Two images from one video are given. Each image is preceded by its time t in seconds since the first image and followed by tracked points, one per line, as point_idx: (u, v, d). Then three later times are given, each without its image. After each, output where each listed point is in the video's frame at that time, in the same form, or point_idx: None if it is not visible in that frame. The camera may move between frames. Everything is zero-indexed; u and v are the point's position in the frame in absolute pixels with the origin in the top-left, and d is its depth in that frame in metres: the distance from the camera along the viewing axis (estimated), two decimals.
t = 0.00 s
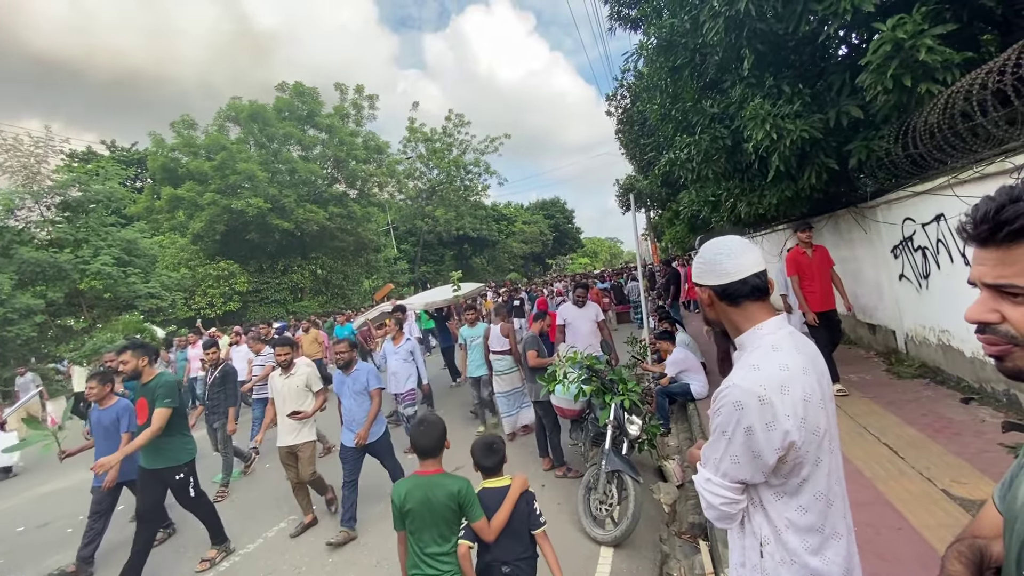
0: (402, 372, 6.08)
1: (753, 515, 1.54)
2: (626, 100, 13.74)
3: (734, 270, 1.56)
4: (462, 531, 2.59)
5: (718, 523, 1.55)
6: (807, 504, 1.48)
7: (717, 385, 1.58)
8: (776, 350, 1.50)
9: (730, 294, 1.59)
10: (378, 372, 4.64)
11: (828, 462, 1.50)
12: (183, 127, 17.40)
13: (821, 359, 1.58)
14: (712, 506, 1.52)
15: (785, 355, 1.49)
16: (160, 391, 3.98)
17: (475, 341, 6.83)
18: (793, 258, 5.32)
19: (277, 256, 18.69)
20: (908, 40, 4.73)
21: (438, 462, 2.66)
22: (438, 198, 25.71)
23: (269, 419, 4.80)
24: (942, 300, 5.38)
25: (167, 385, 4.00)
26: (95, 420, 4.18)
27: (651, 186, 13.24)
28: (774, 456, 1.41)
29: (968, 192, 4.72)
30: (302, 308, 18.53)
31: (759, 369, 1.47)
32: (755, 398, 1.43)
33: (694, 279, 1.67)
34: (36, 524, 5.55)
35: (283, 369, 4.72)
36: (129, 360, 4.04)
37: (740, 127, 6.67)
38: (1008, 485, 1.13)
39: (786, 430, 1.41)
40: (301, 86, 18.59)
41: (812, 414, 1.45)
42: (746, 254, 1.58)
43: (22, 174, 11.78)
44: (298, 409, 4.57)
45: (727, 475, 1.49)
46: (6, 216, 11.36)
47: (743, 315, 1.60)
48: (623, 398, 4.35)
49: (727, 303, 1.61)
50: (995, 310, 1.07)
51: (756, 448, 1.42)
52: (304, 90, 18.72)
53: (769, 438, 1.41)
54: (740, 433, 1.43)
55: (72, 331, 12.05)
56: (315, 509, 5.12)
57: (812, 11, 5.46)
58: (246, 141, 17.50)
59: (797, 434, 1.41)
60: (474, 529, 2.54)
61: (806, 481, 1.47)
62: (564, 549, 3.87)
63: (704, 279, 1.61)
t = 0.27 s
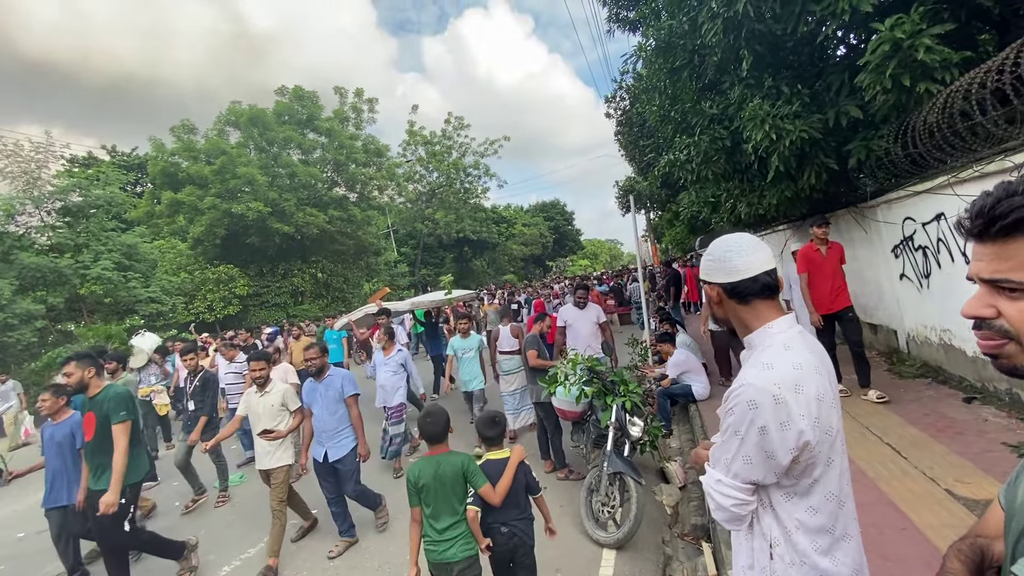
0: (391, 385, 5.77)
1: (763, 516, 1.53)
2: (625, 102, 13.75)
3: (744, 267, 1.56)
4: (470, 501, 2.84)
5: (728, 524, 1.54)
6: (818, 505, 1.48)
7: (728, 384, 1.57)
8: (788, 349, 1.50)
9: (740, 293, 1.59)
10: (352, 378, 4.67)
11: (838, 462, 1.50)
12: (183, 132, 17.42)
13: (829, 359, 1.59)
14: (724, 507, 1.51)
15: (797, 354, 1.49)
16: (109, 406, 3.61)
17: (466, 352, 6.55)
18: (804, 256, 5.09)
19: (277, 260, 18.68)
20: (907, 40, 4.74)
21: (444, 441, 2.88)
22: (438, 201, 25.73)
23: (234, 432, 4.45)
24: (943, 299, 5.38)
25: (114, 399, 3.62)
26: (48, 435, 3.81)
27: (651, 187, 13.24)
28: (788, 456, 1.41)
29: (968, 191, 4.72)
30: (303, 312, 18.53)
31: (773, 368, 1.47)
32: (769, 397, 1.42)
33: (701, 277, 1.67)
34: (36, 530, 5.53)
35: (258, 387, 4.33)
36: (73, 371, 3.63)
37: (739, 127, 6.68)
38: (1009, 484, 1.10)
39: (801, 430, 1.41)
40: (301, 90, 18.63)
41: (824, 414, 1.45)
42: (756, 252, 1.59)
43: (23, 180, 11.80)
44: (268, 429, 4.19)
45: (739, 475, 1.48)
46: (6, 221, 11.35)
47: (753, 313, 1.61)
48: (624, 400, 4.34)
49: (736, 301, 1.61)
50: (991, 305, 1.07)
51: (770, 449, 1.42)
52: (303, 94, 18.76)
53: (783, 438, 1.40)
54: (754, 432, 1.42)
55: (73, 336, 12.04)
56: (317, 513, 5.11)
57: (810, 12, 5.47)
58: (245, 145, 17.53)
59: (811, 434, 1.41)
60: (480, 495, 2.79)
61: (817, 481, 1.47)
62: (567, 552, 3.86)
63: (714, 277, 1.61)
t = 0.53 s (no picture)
0: (381, 391, 5.71)
1: (771, 520, 1.52)
2: (624, 104, 13.77)
3: (752, 268, 1.55)
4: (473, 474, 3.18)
5: (735, 527, 1.53)
6: (826, 508, 1.47)
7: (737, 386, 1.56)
8: (797, 351, 1.50)
9: (748, 294, 1.59)
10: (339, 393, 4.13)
11: (847, 465, 1.51)
12: (184, 136, 17.47)
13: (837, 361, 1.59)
14: (733, 510, 1.50)
15: (807, 356, 1.49)
16: (65, 420, 3.39)
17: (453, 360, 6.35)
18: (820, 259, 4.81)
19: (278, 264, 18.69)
20: (907, 40, 4.74)
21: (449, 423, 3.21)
22: (438, 204, 25.76)
23: (210, 452, 4.14)
24: (945, 299, 5.36)
25: (71, 412, 3.41)
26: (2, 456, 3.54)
27: (651, 188, 13.22)
28: (798, 459, 1.40)
29: (969, 190, 4.72)
30: (304, 315, 18.54)
31: (783, 370, 1.46)
32: (780, 400, 1.42)
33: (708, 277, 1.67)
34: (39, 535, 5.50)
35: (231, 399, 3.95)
36: (22, 386, 3.38)
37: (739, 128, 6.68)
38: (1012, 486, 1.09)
39: (812, 433, 1.41)
40: (302, 94, 18.69)
41: (834, 417, 1.45)
42: (765, 252, 1.58)
43: (25, 185, 11.85)
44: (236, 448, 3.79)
45: (748, 479, 1.47)
46: (9, 226, 11.39)
47: (761, 314, 1.61)
48: (626, 402, 4.33)
49: (744, 302, 1.61)
50: (987, 302, 1.06)
51: (780, 452, 1.41)
52: (304, 98, 18.81)
53: (794, 441, 1.40)
54: (764, 435, 1.42)
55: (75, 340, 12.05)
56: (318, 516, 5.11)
57: (809, 13, 5.48)
58: (246, 150, 17.57)
59: (822, 437, 1.41)
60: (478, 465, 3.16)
61: (826, 485, 1.47)
62: (569, 554, 3.85)
63: (722, 277, 1.61)
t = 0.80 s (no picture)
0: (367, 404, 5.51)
1: (774, 524, 1.53)
2: (625, 106, 13.78)
3: (758, 272, 1.56)
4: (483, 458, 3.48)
5: (738, 530, 1.54)
6: (831, 514, 1.47)
7: (743, 390, 1.57)
8: (804, 356, 1.50)
9: (753, 298, 1.59)
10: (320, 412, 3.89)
11: (852, 471, 1.51)
12: (187, 141, 17.52)
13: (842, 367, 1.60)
14: (736, 513, 1.50)
15: (813, 361, 1.49)
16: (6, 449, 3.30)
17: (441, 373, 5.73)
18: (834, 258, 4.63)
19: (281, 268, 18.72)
20: (907, 42, 4.74)
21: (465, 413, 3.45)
22: (440, 207, 25.79)
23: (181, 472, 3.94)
24: (949, 300, 5.35)
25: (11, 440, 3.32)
26: None
27: (652, 191, 13.21)
28: (803, 464, 1.40)
29: (971, 191, 4.71)
30: (306, 319, 18.55)
31: (788, 375, 1.47)
32: (785, 404, 1.42)
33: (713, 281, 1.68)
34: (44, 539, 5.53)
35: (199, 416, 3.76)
36: None
37: (740, 130, 6.69)
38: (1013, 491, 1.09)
39: (816, 438, 1.41)
40: (303, 98, 18.76)
41: (839, 422, 1.45)
42: (770, 256, 1.59)
43: (29, 190, 11.92)
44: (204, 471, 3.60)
45: (752, 482, 1.47)
46: (12, 231, 11.45)
47: (767, 318, 1.61)
48: (628, 404, 4.32)
49: (750, 306, 1.62)
50: (978, 306, 1.10)
51: (784, 456, 1.42)
52: (306, 102, 18.88)
53: (798, 446, 1.40)
54: (769, 439, 1.42)
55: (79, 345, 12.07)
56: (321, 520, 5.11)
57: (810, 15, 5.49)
58: (249, 154, 17.62)
59: (826, 442, 1.41)
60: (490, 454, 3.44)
61: (830, 490, 1.47)
62: (573, 558, 3.85)
63: (728, 281, 1.62)
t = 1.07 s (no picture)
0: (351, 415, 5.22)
1: (779, 523, 1.52)
2: (627, 108, 13.79)
3: (764, 271, 1.56)
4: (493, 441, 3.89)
5: (743, 529, 1.53)
6: (837, 514, 1.47)
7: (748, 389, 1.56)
8: (810, 354, 1.50)
9: (761, 297, 1.59)
10: (293, 429, 3.44)
11: (859, 472, 1.50)
12: (190, 145, 17.59)
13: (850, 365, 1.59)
14: (740, 512, 1.50)
15: (819, 360, 1.49)
16: None
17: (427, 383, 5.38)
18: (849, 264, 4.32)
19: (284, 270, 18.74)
20: (909, 42, 4.74)
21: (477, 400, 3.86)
22: (442, 209, 25.83)
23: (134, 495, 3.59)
24: (953, 300, 5.33)
25: None
26: None
27: (655, 192, 13.21)
28: (807, 464, 1.40)
29: (975, 191, 4.70)
30: (309, 321, 18.57)
31: (794, 373, 1.46)
32: (790, 403, 1.42)
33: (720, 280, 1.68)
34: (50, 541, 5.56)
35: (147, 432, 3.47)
36: None
37: (743, 131, 6.69)
38: None
39: (821, 438, 1.40)
40: (306, 102, 18.84)
41: (845, 421, 1.45)
42: (778, 255, 1.59)
43: (33, 195, 11.99)
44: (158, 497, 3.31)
45: (756, 481, 1.47)
46: (17, 235, 11.52)
47: (774, 317, 1.61)
48: (632, 406, 4.32)
49: (757, 304, 1.62)
50: (987, 301, 1.15)
51: (788, 455, 1.41)
52: (308, 106, 18.97)
53: (802, 445, 1.40)
54: (773, 438, 1.42)
55: (83, 348, 12.09)
56: (325, 523, 5.11)
57: (812, 16, 5.49)
58: (251, 157, 17.67)
59: (832, 441, 1.40)
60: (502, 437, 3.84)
61: (836, 490, 1.46)
62: (577, 560, 3.84)
63: (736, 279, 1.62)
